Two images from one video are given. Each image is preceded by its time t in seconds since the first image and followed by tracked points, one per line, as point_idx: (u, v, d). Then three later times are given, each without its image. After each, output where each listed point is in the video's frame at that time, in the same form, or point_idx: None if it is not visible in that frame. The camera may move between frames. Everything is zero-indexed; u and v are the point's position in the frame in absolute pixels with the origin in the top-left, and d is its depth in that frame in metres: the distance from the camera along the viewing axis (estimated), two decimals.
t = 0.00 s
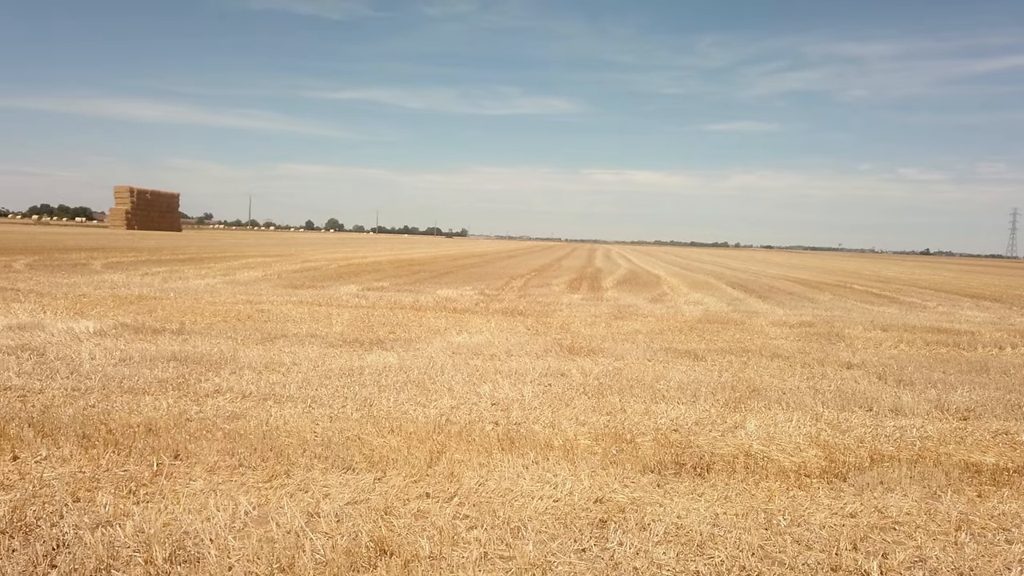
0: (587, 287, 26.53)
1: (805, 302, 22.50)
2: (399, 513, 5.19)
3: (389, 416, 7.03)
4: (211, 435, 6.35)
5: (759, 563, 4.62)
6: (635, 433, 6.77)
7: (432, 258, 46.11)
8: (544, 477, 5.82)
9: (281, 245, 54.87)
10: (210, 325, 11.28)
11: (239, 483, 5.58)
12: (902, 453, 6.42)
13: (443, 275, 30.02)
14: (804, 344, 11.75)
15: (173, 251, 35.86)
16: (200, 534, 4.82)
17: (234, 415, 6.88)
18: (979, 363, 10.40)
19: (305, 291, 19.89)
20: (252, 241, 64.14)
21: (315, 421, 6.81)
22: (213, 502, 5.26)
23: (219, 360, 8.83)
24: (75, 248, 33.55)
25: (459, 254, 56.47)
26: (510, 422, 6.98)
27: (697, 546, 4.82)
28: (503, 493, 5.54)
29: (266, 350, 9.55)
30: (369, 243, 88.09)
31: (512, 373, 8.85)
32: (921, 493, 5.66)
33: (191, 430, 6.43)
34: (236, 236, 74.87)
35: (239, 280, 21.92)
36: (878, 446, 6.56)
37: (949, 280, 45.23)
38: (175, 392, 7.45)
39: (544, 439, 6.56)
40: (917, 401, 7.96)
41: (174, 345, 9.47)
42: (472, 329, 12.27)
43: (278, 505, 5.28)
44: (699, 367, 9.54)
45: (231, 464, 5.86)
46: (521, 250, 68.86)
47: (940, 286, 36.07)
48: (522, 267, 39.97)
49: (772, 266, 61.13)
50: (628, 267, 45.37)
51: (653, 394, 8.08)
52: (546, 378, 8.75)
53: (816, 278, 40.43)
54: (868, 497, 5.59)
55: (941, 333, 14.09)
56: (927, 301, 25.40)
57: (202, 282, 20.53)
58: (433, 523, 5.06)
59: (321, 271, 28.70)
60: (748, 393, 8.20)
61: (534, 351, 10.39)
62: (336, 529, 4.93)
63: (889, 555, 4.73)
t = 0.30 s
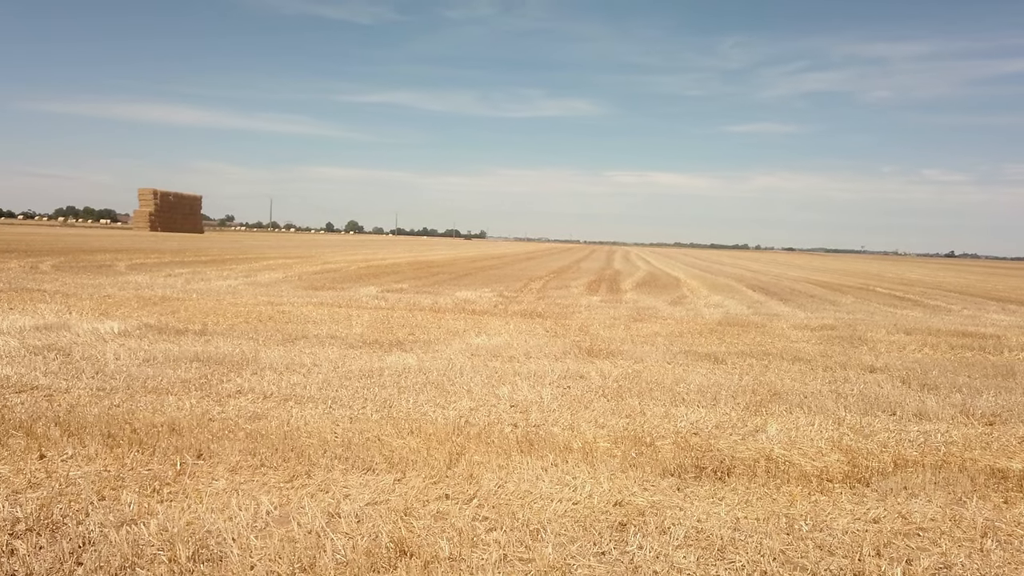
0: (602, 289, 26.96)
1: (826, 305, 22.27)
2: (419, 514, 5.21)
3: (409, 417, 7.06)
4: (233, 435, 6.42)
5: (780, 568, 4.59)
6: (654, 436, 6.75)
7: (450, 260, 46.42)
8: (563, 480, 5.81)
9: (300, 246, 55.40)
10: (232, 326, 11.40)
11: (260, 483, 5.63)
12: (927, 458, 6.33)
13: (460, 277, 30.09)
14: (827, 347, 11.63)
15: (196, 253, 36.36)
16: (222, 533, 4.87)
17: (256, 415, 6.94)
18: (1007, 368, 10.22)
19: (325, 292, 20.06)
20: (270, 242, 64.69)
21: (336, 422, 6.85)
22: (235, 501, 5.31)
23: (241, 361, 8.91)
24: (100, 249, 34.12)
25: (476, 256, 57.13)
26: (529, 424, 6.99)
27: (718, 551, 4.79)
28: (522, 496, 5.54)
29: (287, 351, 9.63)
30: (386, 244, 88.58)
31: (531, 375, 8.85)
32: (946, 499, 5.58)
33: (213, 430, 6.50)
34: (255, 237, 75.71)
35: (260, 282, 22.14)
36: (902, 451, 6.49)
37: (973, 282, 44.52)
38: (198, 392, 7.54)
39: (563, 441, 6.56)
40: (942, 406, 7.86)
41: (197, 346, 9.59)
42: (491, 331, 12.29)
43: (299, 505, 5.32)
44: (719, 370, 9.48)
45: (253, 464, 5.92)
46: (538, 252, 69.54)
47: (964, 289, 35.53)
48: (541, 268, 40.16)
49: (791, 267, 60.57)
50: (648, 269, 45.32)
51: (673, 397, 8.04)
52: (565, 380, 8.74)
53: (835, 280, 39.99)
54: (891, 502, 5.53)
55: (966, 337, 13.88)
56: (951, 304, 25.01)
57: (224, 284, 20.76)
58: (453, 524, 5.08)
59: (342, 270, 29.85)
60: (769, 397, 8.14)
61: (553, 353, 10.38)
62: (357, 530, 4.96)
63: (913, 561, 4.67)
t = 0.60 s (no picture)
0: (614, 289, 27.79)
1: (846, 308, 22.05)
2: (437, 516, 5.22)
3: (427, 419, 7.09)
4: (253, 436, 6.47)
5: (800, 573, 4.54)
6: (673, 439, 6.72)
7: (466, 262, 46.68)
8: (581, 482, 5.80)
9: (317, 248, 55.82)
10: (252, 327, 11.50)
11: (280, 483, 5.68)
12: (950, 463, 6.25)
13: (477, 279, 30.15)
14: (848, 351, 11.51)
15: (217, 254, 36.84)
16: (243, 533, 4.91)
17: (276, 416, 7.00)
18: None
19: (344, 293, 20.19)
20: (287, 243, 65.21)
21: (354, 423, 6.90)
22: (256, 501, 5.35)
23: (261, 362, 8.98)
24: (122, 250, 34.62)
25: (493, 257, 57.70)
26: (547, 426, 6.98)
27: (737, 555, 4.76)
28: (540, 498, 5.54)
29: (307, 352, 9.70)
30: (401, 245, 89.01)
31: (549, 377, 8.85)
32: (970, 505, 5.50)
33: (234, 430, 6.57)
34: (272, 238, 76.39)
35: (280, 283, 22.32)
36: (925, 456, 6.41)
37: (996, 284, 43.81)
38: (219, 393, 7.62)
39: (581, 444, 6.55)
40: (965, 411, 7.75)
41: (217, 347, 9.69)
42: (509, 332, 12.29)
43: (318, 506, 5.35)
44: (738, 373, 9.42)
45: (273, 465, 5.96)
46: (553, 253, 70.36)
47: (987, 292, 34.99)
48: (560, 271, 40.25)
49: (809, 269, 59.97)
50: (667, 272, 45.17)
51: (691, 400, 8.00)
52: (583, 382, 8.73)
53: (854, 283, 39.55)
54: (914, 508, 5.46)
55: (991, 341, 13.66)
56: (974, 308, 24.61)
57: (244, 285, 20.96)
58: (471, 526, 5.09)
59: (359, 270, 31.15)
60: (789, 400, 8.08)
61: (571, 355, 10.37)
62: (375, 531, 4.98)
63: (936, 568, 4.61)
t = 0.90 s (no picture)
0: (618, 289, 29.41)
1: (869, 312, 21.76)
2: (457, 518, 5.23)
3: (446, 421, 7.10)
4: (275, 437, 6.53)
5: None
6: (693, 444, 6.68)
7: (485, 265, 46.87)
8: (600, 486, 5.78)
9: (336, 252, 56.24)
10: (273, 329, 11.61)
11: (301, 484, 5.72)
12: (977, 470, 6.15)
13: (495, 282, 30.15)
14: (872, 355, 11.36)
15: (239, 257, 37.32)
16: (264, 534, 4.95)
17: (297, 418, 7.06)
18: None
19: (364, 296, 20.32)
20: (306, 246, 65.75)
21: (375, 425, 6.93)
22: (277, 502, 5.40)
23: (282, 364, 9.07)
24: (147, 253, 35.19)
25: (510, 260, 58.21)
26: (566, 430, 6.97)
27: (758, 561, 4.71)
28: (559, 502, 5.52)
29: (327, 355, 9.77)
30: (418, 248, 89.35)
31: (568, 381, 8.83)
32: (997, 512, 5.40)
33: (256, 432, 6.63)
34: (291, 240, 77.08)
35: (300, 286, 22.52)
36: (951, 463, 6.31)
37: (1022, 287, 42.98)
38: (241, 394, 7.70)
39: (601, 448, 6.53)
40: (993, 417, 7.61)
41: (240, 349, 9.80)
42: (528, 336, 12.29)
43: (338, 507, 5.38)
44: (759, 377, 9.35)
45: (294, 466, 6.01)
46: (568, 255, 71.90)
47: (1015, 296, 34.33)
48: (580, 274, 40.13)
49: (829, 272, 59.27)
50: (687, 275, 44.85)
51: (712, 404, 7.95)
52: (602, 386, 8.71)
53: (875, 286, 39.01)
54: (940, 515, 5.38)
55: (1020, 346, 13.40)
56: (1001, 312, 24.17)
57: (266, 287, 21.17)
58: (490, 529, 5.08)
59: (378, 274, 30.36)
60: (812, 405, 7.99)
61: (591, 359, 10.34)
62: (395, 533, 5.00)
63: None
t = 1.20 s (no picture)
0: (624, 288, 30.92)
1: (891, 315, 21.48)
2: (476, 520, 5.24)
3: (464, 424, 7.12)
4: (295, 438, 6.58)
5: None
6: (713, 447, 6.64)
7: (501, 266, 46.97)
8: (619, 489, 5.76)
9: (353, 253, 56.80)
10: (293, 331, 11.70)
11: (321, 485, 5.76)
12: (1002, 475, 6.06)
13: (513, 284, 30.15)
14: (894, 359, 11.23)
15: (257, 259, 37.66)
16: (285, 534, 4.99)
17: (316, 419, 7.11)
18: None
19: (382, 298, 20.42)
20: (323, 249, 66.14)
21: (393, 427, 6.96)
22: (297, 503, 5.44)
23: (302, 365, 9.13)
24: (167, 256, 35.65)
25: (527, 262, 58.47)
26: (585, 433, 6.95)
27: (779, 566, 4.66)
28: (578, 505, 5.51)
29: (346, 356, 9.82)
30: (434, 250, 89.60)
31: (586, 384, 8.81)
32: None
33: (276, 432, 6.69)
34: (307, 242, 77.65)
35: (319, 288, 22.67)
36: (975, 468, 6.22)
37: None
38: (261, 395, 7.77)
39: (619, 451, 6.51)
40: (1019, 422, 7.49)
41: (260, 350, 9.89)
42: (546, 338, 12.28)
43: (358, 508, 5.40)
44: (780, 381, 9.27)
45: (314, 467, 6.05)
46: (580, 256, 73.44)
47: None
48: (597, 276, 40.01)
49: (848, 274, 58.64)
50: (705, 278, 44.58)
51: (731, 408, 7.90)
52: (621, 389, 8.68)
53: (896, 289, 38.51)
54: (964, 521, 5.30)
55: None
56: None
57: (285, 290, 21.32)
58: (509, 531, 5.08)
59: (399, 279, 29.40)
60: (833, 409, 7.92)
61: (609, 361, 10.31)
62: (414, 535, 5.01)
63: None
